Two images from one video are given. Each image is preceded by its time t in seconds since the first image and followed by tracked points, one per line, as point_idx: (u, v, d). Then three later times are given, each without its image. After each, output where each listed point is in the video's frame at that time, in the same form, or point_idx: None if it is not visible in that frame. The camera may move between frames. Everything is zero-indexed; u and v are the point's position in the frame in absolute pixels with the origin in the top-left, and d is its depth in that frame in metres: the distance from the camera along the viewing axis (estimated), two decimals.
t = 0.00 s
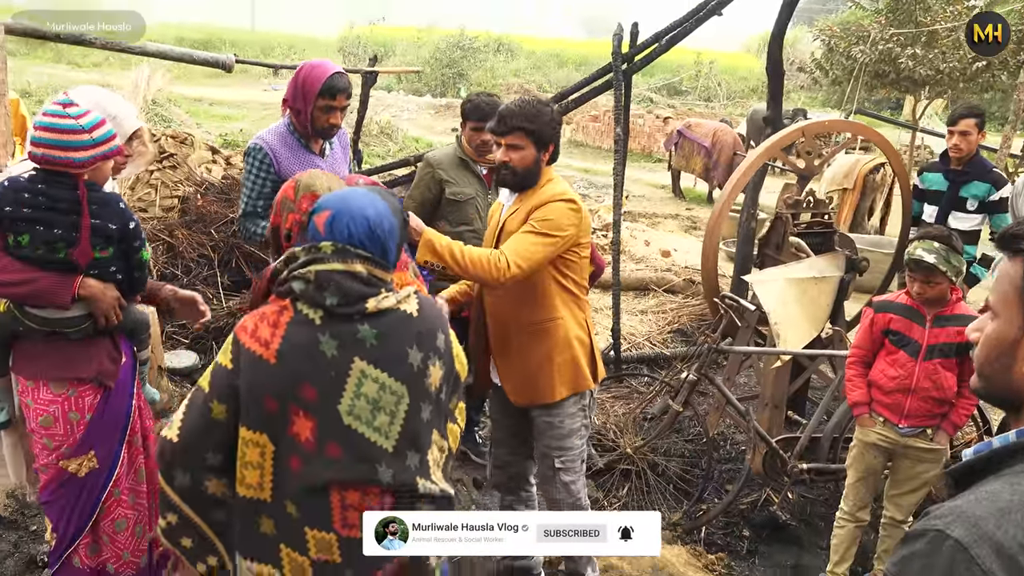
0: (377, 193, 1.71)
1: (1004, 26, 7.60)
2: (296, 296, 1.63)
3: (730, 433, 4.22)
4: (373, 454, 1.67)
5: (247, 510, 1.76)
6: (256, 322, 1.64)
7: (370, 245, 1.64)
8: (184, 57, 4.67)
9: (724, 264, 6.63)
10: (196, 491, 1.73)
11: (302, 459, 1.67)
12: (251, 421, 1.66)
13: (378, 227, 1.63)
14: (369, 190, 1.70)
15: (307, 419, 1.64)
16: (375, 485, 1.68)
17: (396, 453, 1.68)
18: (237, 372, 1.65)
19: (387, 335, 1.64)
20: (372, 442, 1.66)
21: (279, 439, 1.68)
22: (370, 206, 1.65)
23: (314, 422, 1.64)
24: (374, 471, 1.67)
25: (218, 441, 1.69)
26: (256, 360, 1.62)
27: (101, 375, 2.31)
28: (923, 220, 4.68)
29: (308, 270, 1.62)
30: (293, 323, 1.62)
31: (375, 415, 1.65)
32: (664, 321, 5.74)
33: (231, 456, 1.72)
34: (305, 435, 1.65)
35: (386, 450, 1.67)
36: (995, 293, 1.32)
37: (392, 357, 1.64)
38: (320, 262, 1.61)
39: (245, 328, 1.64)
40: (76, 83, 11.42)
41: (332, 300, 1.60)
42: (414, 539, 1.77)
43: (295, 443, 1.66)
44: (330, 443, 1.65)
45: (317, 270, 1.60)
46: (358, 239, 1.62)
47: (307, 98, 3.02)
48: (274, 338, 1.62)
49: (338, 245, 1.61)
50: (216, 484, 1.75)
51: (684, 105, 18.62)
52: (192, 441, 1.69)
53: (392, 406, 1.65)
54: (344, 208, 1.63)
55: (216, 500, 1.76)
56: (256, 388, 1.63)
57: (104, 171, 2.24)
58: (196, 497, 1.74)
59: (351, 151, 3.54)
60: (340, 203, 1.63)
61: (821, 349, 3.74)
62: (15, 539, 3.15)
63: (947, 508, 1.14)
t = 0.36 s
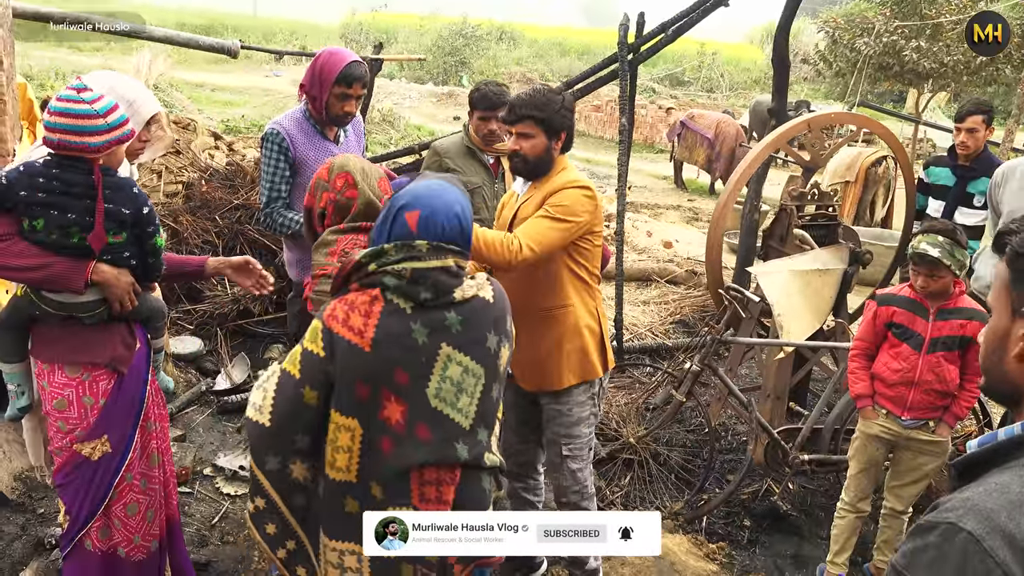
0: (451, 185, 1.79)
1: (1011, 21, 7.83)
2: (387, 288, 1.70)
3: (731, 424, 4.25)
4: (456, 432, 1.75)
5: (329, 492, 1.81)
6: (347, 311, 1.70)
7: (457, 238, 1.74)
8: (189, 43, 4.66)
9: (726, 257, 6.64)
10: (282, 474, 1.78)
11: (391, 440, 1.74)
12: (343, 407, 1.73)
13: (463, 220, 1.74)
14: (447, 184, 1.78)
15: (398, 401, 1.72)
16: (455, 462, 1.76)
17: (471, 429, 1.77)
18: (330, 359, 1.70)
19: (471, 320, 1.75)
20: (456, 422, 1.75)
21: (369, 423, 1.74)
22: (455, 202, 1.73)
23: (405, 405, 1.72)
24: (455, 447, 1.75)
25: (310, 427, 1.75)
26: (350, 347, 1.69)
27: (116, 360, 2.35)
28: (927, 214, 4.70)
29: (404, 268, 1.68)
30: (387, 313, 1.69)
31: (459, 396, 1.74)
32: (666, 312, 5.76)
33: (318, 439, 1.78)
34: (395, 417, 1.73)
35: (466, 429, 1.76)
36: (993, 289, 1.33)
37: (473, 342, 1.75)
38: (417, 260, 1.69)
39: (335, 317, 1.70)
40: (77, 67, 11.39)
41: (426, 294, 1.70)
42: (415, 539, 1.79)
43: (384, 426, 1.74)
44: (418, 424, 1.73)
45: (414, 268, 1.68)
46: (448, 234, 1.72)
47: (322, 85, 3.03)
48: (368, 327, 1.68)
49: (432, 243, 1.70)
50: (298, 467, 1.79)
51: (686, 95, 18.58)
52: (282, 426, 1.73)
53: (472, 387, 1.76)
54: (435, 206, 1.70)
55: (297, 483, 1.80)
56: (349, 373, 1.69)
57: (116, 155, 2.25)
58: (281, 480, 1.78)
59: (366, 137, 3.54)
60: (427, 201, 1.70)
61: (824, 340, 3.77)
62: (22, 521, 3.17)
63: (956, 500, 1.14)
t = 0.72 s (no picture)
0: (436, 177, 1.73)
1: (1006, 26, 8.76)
2: (381, 287, 1.66)
3: (723, 423, 4.27)
4: (454, 422, 1.72)
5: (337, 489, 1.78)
6: (341, 310, 1.65)
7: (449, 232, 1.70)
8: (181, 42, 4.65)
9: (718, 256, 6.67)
10: (289, 480, 1.70)
11: (392, 436, 1.71)
12: (342, 405, 1.69)
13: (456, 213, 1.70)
14: (435, 177, 1.72)
15: (395, 396, 1.69)
16: (455, 452, 1.73)
17: (468, 419, 1.74)
18: (326, 359, 1.65)
19: (462, 312, 1.72)
20: (453, 413, 1.72)
21: (370, 419, 1.71)
22: (447, 197, 1.68)
23: (403, 399, 1.69)
24: (455, 438, 1.72)
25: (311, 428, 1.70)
26: (346, 346, 1.64)
27: (116, 359, 2.37)
28: (916, 214, 4.74)
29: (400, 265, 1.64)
30: (380, 309, 1.66)
31: (454, 386, 1.72)
32: (658, 311, 5.78)
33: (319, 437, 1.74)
34: (395, 412, 1.69)
35: (463, 418, 1.73)
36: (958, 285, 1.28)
37: (465, 332, 1.72)
38: (412, 257, 1.64)
39: (329, 316, 1.65)
40: (64, 65, 11.35)
41: (421, 290, 1.67)
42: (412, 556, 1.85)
43: (384, 421, 1.70)
44: (417, 418, 1.70)
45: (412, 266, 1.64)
46: (443, 230, 1.67)
47: (315, 83, 3.03)
48: (363, 324, 1.65)
49: (428, 241, 1.65)
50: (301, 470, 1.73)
51: (675, 95, 18.65)
52: (280, 428, 1.66)
53: (466, 376, 1.73)
54: (428, 202, 1.64)
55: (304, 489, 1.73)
56: (344, 373, 1.66)
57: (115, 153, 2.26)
58: (289, 486, 1.71)
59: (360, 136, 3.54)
60: (422, 199, 1.64)
61: (815, 339, 3.79)
62: (15, 522, 3.16)
63: (925, 504, 1.10)
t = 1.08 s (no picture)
0: (345, 157, 1.82)
1: (1004, 25, 8.70)
2: (301, 269, 1.76)
3: (707, 423, 4.29)
4: (382, 405, 1.82)
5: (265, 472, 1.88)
6: (262, 294, 1.77)
7: (363, 207, 1.78)
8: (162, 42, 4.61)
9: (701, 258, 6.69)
10: (212, 456, 1.87)
11: (316, 418, 1.81)
12: (266, 388, 1.80)
13: (367, 189, 1.78)
14: (342, 157, 1.80)
15: (318, 379, 1.79)
16: (383, 435, 1.83)
17: (397, 402, 1.84)
18: (247, 343, 1.78)
19: (384, 295, 1.80)
20: (378, 395, 1.81)
21: (295, 402, 1.82)
22: (356, 174, 1.77)
23: (326, 382, 1.79)
24: (381, 421, 1.82)
25: (236, 408, 1.84)
26: (267, 330, 1.76)
27: (103, 362, 2.35)
28: (897, 216, 4.78)
29: (318, 244, 1.73)
30: (300, 293, 1.76)
31: (379, 369, 1.81)
32: (642, 313, 5.80)
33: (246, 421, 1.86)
34: (319, 396, 1.79)
35: (391, 400, 1.83)
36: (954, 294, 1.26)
37: (389, 314, 1.81)
38: (330, 235, 1.73)
39: (250, 300, 1.77)
40: (41, 64, 11.21)
41: (340, 269, 1.76)
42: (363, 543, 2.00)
43: (309, 404, 1.81)
44: (341, 400, 1.79)
45: (328, 243, 1.73)
46: (356, 206, 1.76)
47: (300, 84, 3.01)
48: (282, 308, 1.76)
49: (341, 217, 1.73)
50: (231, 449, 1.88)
51: (657, 97, 18.72)
52: (208, 404, 1.83)
53: (392, 359, 1.82)
54: (335, 182, 1.73)
55: (232, 466, 1.89)
56: (268, 356, 1.77)
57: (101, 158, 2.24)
58: (214, 462, 1.88)
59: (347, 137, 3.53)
60: (331, 177, 1.73)
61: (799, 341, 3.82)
62: None
63: (904, 500, 1.07)
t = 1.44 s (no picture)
0: (285, 162, 1.89)
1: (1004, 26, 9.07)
2: (237, 269, 1.82)
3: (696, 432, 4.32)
4: (322, 407, 1.85)
5: (207, 472, 1.93)
6: (201, 295, 1.85)
7: (300, 209, 1.85)
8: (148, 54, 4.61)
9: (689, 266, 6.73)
10: (165, 449, 1.99)
11: (255, 418, 1.85)
12: (206, 388, 1.87)
13: (303, 190, 1.85)
14: (283, 161, 1.88)
15: (255, 378, 1.84)
16: (325, 437, 1.86)
17: (338, 404, 1.87)
18: (186, 343, 1.87)
19: (322, 295, 1.84)
20: (317, 396, 1.85)
21: (234, 402, 1.87)
22: (294, 177, 1.84)
23: (263, 381, 1.83)
24: (322, 422, 1.85)
25: (181, 406, 1.93)
26: (205, 330, 1.83)
27: (89, 375, 2.35)
28: (882, 224, 4.82)
29: (251, 245, 1.79)
30: (235, 293, 1.82)
31: (318, 369, 1.85)
32: (630, 321, 5.81)
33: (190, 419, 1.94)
34: (256, 395, 1.84)
35: (332, 402, 1.87)
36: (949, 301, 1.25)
37: (328, 315, 1.85)
38: (263, 236, 1.79)
39: (190, 301, 1.86)
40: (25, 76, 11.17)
41: (274, 269, 1.80)
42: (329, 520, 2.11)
43: (247, 404, 1.85)
44: (278, 399, 1.84)
45: (259, 244, 1.78)
46: (291, 208, 1.82)
47: (290, 96, 3.02)
48: (218, 309, 1.82)
49: (274, 218, 1.79)
50: (181, 445, 1.99)
51: (642, 107, 18.84)
52: (156, 403, 1.94)
53: (332, 360, 1.86)
54: (268, 183, 1.80)
55: (181, 461, 2.00)
56: (207, 355, 1.84)
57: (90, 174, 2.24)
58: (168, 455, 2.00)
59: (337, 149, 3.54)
60: (263, 180, 1.80)
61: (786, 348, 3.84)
62: None
63: (902, 503, 1.09)
